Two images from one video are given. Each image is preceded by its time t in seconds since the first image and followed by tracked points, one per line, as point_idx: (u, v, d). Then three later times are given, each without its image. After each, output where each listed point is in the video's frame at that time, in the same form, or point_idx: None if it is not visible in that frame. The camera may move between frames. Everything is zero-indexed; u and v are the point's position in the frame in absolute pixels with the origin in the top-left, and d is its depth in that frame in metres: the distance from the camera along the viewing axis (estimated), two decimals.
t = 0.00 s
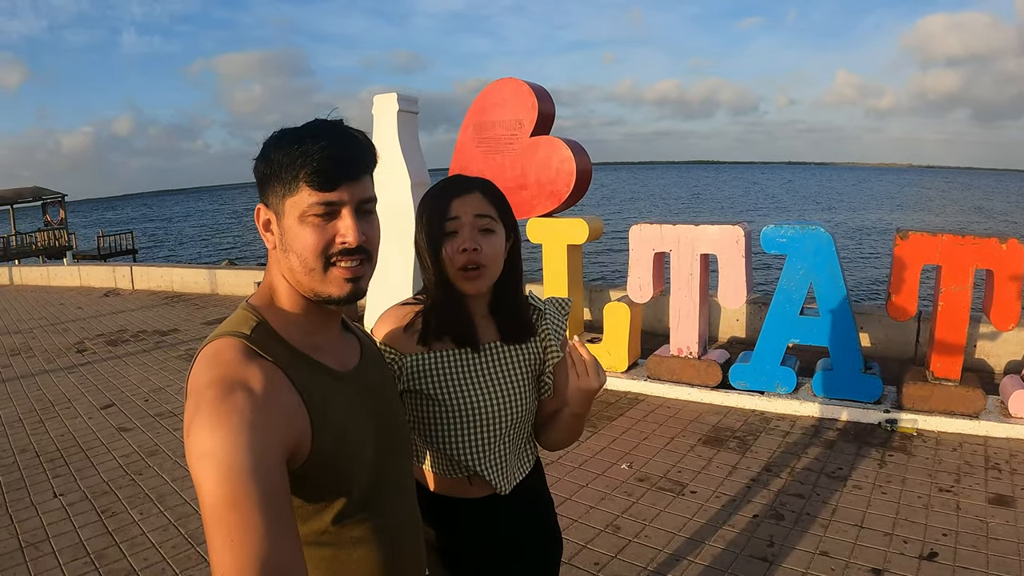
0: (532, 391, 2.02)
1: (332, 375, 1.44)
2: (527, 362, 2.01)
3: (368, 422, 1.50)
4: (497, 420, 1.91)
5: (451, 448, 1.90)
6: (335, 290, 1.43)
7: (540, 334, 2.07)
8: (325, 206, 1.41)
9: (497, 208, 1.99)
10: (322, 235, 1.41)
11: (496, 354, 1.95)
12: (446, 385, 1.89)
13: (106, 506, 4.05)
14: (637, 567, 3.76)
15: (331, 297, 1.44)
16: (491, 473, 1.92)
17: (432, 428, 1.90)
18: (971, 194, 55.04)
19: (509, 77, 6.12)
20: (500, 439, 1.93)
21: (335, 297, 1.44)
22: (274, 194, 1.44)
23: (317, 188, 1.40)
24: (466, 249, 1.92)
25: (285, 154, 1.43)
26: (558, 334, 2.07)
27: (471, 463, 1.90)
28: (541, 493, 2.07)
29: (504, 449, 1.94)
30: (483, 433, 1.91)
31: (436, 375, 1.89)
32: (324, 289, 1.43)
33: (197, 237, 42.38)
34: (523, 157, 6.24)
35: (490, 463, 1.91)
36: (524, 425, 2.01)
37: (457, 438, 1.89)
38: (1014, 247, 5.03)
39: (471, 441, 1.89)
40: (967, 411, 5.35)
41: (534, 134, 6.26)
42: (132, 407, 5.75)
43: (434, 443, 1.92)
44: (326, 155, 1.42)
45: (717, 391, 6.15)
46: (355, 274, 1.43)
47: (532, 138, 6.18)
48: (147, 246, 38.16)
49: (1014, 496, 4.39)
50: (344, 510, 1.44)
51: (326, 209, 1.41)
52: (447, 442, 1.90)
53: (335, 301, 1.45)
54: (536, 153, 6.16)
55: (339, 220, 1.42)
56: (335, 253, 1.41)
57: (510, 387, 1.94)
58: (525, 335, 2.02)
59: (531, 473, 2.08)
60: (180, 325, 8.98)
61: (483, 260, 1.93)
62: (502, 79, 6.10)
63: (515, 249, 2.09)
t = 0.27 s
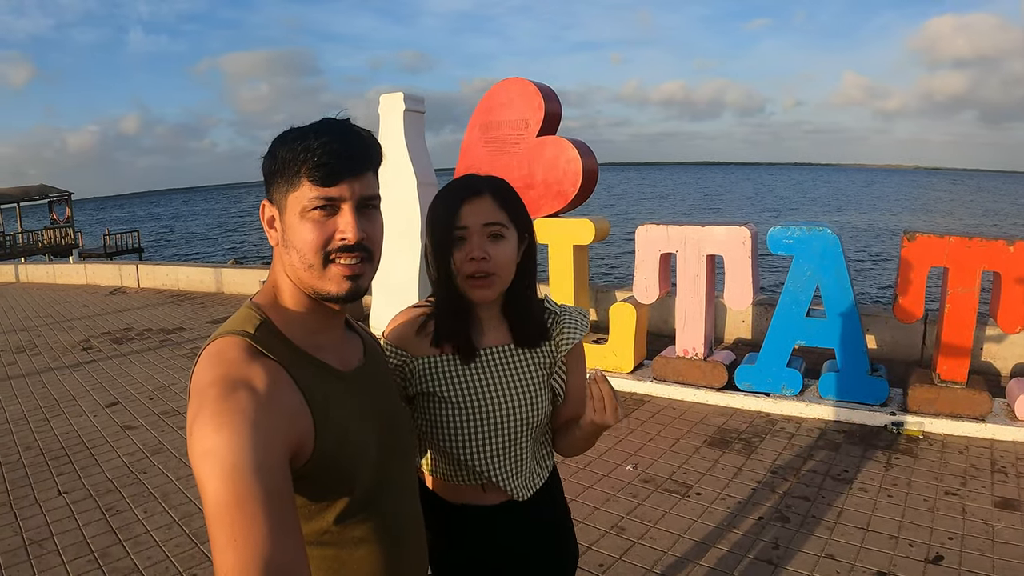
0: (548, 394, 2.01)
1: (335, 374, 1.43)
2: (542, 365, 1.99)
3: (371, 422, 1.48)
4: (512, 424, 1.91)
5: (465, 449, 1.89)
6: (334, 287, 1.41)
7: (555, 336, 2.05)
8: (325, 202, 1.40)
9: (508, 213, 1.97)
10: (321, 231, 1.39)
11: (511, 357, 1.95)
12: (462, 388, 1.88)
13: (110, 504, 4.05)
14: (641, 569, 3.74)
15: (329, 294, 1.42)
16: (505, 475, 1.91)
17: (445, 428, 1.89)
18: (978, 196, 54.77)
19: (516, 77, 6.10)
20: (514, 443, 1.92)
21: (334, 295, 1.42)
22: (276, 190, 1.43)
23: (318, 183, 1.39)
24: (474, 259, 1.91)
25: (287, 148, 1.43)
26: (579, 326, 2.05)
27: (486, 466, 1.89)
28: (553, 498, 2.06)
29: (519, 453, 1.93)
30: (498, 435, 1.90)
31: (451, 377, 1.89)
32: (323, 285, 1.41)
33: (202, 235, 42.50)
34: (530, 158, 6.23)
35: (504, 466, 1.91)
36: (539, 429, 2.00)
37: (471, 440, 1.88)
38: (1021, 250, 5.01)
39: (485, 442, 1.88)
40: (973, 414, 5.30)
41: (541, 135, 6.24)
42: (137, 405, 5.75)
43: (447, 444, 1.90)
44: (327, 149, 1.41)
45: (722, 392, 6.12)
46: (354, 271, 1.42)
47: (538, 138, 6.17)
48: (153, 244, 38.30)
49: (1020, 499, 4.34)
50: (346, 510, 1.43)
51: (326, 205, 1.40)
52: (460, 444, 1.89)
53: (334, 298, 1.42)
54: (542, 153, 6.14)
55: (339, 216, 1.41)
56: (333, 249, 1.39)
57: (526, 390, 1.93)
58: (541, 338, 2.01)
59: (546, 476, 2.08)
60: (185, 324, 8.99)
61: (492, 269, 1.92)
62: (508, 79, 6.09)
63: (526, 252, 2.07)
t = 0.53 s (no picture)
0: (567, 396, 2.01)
1: (339, 373, 1.42)
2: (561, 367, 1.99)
3: (376, 422, 1.48)
4: (533, 426, 1.90)
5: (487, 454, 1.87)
6: (338, 288, 1.40)
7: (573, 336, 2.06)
8: (327, 202, 1.39)
9: (520, 207, 1.97)
10: (325, 231, 1.38)
11: (531, 359, 1.95)
12: (479, 390, 1.87)
13: (115, 502, 4.05)
14: (646, 571, 3.72)
15: (333, 295, 1.40)
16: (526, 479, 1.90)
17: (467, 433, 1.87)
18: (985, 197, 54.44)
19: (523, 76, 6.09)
20: (535, 446, 1.92)
21: (338, 296, 1.41)
22: (278, 191, 1.42)
23: (319, 184, 1.38)
24: (490, 254, 1.92)
25: (287, 151, 1.42)
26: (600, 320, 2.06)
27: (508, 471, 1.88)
28: (571, 501, 2.05)
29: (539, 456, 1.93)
30: (520, 439, 1.89)
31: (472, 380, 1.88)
32: (326, 286, 1.40)
33: (209, 234, 42.65)
34: (536, 157, 6.22)
35: (525, 470, 1.90)
36: (558, 432, 1.99)
37: (493, 444, 1.87)
38: None
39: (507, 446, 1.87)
40: (980, 417, 5.26)
41: (547, 134, 6.22)
42: (142, 403, 5.76)
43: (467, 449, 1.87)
44: (329, 150, 1.40)
45: (728, 393, 6.09)
46: (358, 272, 1.40)
47: (545, 138, 6.15)
48: (159, 242, 38.45)
49: None
50: (351, 511, 1.42)
51: (328, 205, 1.39)
52: (482, 449, 1.86)
53: (338, 299, 1.41)
54: (549, 152, 6.12)
55: (342, 216, 1.39)
56: (336, 250, 1.38)
57: (546, 393, 1.93)
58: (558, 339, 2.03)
59: (565, 484, 2.07)
60: (191, 322, 9.01)
61: (508, 264, 1.93)
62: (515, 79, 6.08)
63: (541, 246, 2.08)
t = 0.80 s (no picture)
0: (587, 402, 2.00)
1: (345, 380, 1.41)
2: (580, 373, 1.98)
3: (382, 426, 1.47)
4: (554, 433, 1.89)
5: (509, 460, 1.86)
6: (348, 295, 1.39)
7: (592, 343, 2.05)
8: (338, 209, 1.37)
9: (535, 213, 1.96)
10: (336, 239, 1.37)
11: (549, 365, 1.94)
12: (493, 395, 1.87)
13: (121, 501, 4.05)
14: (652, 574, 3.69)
15: (344, 302, 1.39)
16: (547, 485, 1.90)
17: (487, 439, 1.86)
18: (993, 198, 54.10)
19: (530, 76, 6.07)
20: (556, 452, 1.91)
21: (348, 303, 1.39)
22: (286, 198, 1.41)
23: (329, 191, 1.37)
24: (505, 260, 1.91)
25: (296, 157, 1.40)
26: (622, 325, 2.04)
27: (530, 477, 1.88)
28: (585, 508, 2.03)
29: (560, 462, 1.92)
30: (541, 445, 1.88)
31: (493, 386, 1.88)
32: (337, 293, 1.38)
33: (215, 233, 42.79)
34: (543, 157, 6.20)
35: (546, 476, 1.89)
36: (578, 438, 1.99)
37: (514, 451, 1.86)
38: None
39: (529, 452, 1.87)
40: (987, 420, 5.21)
41: (554, 134, 6.20)
42: (148, 402, 5.77)
43: (487, 456, 1.87)
44: (339, 157, 1.39)
45: (734, 395, 6.06)
46: (369, 278, 1.39)
47: (552, 138, 6.13)
48: (165, 241, 38.58)
49: None
50: (357, 516, 1.40)
51: (339, 212, 1.37)
52: (503, 455, 1.86)
53: (348, 306, 1.40)
54: (555, 153, 6.10)
55: (352, 223, 1.38)
56: (347, 257, 1.36)
57: (567, 398, 1.92)
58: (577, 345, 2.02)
59: (581, 495, 2.03)
60: (198, 321, 9.03)
61: (523, 270, 1.92)
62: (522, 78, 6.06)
63: (558, 253, 2.10)
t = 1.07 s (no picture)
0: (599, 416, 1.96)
1: (345, 391, 1.39)
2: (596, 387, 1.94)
3: (383, 437, 1.45)
4: (560, 444, 1.87)
5: (517, 471, 1.86)
6: (354, 305, 1.38)
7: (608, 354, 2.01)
8: (343, 220, 1.36)
9: (548, 216, 1.94)
10: (342, 249, 1.36)
11: (559, 375, 1.91)
12: (501, 403, 1.86)
13: (124, 503, 4.05)
14: None
15: (350, 312, 1.39)
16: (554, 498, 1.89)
17: (496, 449, 1.86)
18: (1002, 200, 53.71)
19: (536, 77, 6.05)
20: (565, 465, 1.88)
21: (354, 312, 1.39)
22: (286, 209, 1.38)
23: (334, 203, 1.35)
24: (514, 264, 1.89)
25: (297, 168, 1.38)
26: (638, 337, 2.01)
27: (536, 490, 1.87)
28: (591, 519, 2.00)
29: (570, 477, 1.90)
30: (551, 458, 1.87)
31: (504, 396, 1.86)
32: (342, 303, 1.38)
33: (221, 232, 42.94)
34: (549, 158, 6.17)
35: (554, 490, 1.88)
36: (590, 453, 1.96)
37: (522, 463, 1.85)
38: None
39: (535, 464, 1.86)
40: (994, 425, 5.16)
41: (560, 135, 6.17)
42: (152, 402, 5.78)
43: (496, 465, 1.86)
44: (343, 168, 1.38)
45: (740, 398, 6.02)
46: (374, 288, 1.39)
47: (558, 139, 6.11)
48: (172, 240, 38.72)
49: None
50: (357, 528, 1.38)
51: (343, 222, 1.36)
52: (512, 465, 1.85)
53: (353, 315, 1.40)
54: (562, 154, 6.08)
55: (357, 233, 1.37)
56: (354, 268, 1.36)
57: (579, 414, 1.89)
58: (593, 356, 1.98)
59: (589, 507, 2.00)
60: (203, 321, 9.04)
61: (532, 275, 1.90)
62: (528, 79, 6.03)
63: (574, 259, 2.05)
